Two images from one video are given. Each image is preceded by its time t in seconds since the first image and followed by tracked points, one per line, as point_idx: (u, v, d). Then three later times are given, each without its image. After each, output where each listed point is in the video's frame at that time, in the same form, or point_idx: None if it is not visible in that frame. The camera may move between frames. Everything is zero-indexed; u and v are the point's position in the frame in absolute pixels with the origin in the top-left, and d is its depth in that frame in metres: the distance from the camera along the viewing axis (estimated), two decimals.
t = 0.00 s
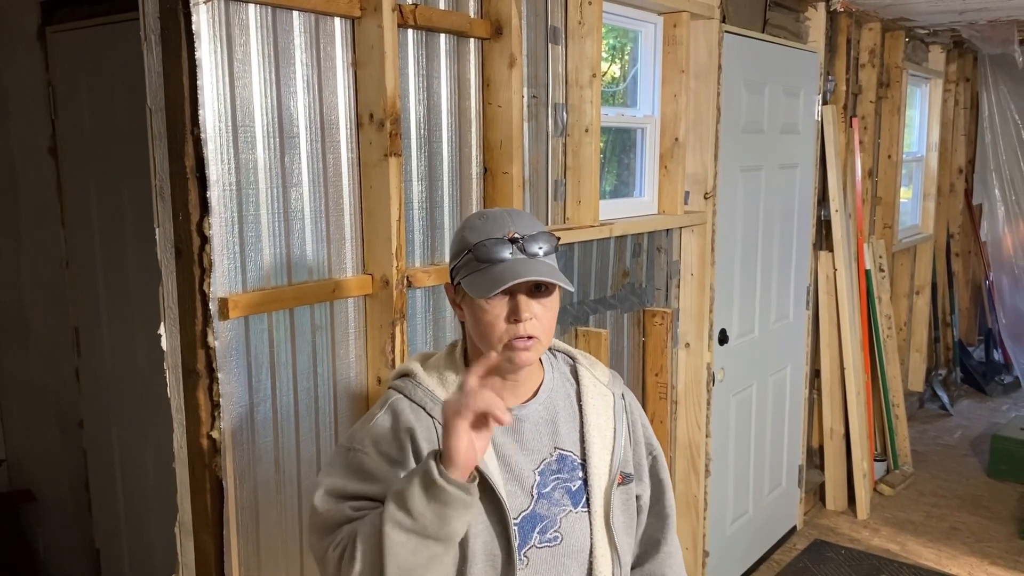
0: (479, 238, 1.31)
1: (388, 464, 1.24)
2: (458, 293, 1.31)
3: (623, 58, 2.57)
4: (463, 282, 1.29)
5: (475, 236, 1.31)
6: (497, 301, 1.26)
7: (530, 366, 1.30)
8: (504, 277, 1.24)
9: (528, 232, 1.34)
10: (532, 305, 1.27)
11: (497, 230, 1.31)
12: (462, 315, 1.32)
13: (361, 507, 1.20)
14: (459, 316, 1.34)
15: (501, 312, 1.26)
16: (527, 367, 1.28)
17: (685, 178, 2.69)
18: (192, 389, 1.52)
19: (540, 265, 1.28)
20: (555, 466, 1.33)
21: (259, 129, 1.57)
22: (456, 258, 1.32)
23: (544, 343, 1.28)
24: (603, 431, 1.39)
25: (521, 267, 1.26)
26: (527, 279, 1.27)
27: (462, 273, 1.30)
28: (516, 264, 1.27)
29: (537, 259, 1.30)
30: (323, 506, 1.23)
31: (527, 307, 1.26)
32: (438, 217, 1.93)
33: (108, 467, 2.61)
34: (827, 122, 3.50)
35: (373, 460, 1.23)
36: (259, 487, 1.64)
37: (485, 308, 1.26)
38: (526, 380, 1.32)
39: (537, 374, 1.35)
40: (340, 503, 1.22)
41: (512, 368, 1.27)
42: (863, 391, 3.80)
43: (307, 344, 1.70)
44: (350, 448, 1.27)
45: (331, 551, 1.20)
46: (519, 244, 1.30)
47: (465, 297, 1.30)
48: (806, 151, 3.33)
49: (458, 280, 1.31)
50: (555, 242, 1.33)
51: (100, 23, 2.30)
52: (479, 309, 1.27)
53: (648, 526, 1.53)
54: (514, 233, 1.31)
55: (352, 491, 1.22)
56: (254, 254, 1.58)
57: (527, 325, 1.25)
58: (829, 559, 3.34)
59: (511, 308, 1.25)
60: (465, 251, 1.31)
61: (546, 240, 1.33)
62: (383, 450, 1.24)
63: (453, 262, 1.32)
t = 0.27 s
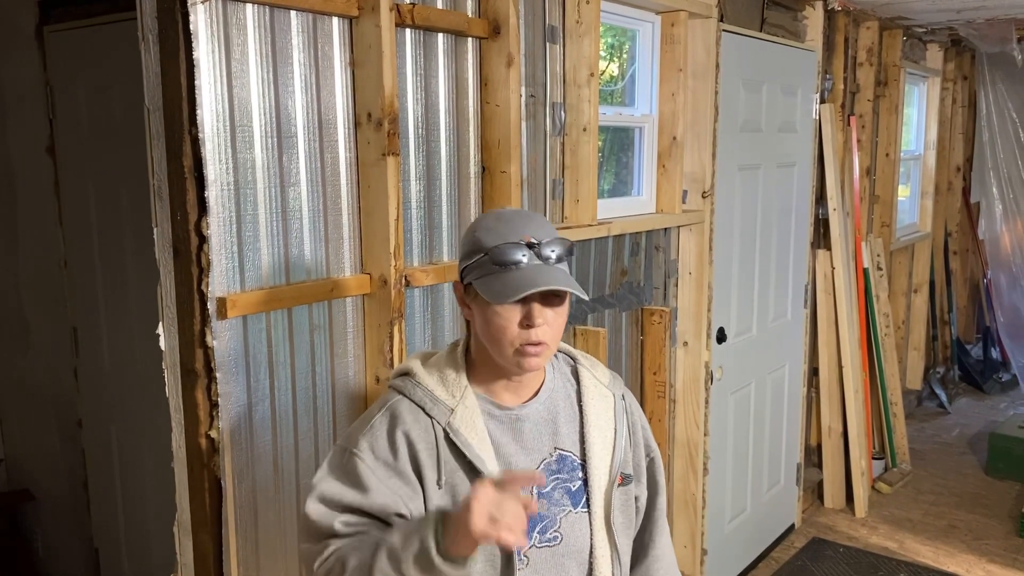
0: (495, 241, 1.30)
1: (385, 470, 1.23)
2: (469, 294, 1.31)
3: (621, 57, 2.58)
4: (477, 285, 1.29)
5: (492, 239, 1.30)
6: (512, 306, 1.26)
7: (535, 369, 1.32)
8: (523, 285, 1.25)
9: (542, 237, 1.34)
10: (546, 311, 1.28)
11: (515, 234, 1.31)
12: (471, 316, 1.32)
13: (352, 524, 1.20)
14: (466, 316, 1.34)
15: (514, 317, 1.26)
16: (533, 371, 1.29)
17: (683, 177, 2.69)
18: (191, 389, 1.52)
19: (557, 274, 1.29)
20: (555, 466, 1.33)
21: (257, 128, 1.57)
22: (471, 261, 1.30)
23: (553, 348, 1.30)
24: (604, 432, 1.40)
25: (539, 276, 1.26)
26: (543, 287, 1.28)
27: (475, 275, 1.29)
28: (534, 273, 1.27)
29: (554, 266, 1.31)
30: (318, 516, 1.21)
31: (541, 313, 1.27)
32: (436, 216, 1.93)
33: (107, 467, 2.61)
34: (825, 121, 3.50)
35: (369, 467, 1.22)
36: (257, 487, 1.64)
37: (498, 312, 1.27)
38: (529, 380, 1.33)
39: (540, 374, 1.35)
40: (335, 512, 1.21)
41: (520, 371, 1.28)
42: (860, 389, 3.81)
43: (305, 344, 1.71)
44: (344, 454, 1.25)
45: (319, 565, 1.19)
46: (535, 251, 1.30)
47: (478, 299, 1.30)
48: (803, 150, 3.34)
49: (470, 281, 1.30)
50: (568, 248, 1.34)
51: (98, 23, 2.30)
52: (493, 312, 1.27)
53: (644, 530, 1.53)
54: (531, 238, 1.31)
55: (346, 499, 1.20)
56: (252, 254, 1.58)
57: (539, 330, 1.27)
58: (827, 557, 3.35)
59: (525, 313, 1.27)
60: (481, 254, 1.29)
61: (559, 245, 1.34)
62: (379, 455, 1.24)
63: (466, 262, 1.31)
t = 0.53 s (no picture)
0: (517, 242, 1.29)
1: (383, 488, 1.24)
2: (484, 293, 1.30)
3: (620, 55, 2.57)
4: (494, 284, 1.27)
5: (516, 240, 1.29)
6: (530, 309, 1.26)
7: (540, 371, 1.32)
8: (545, 291, 1.24)
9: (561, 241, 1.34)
10: (563, 317, 1.28)
11: (537, 236, 1.30)
12: (483, 314, 1.31)
13: (348, 542, 1.25)
14: (476, 313, 1.33)
15: (531, 320, 1.26)
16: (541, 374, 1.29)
17: (682, 175, 2.69)
18: (191, 387, 1.52)
19: (577, 281, 1.29)
20: (556, 467, 1.33)
21: (256, 127, 1.57)
22: (494, 259, 1.28)
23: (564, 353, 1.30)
24: (605, 432, 1.40)
25: (561, 282, 1.26)
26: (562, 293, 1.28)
27: (493, 274, 1.28)
28: (556, 279, 1.27)
29: (575, 273, 1.32)
30: (315, 531, 1.26)
31: (557, 319, 1.27)
32: (435, 214, 1.93)
33: (107, 466, 2.61)
34: (824, 118, 3.50)
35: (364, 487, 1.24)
36: (257, 485, 1.64)
37: (515, 314, 1.26)
38: (533, 380, 1.33)
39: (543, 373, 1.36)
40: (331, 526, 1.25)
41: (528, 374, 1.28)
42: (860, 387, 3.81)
43: (305, 343, 1.71)
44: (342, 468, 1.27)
45: None
46: (556, 255, 1.30)
47: (495, 297, 1.28)
48: (803, 148, 3.34)
49: (487, 280, 1.29)
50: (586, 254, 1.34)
51: (96, 21, 2.30)
52: (510, 311, 1.26)
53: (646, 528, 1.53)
54: (553, 242, 1.31)
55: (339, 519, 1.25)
56: (252, 252, 1.59)
57: (554, 335, 1.27)
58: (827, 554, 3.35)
59: (542, 317, 1.26)
60: (505, 254, 1.28)
61: (578, 250, 1.34)
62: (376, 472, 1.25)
63: (484, 260, 1.30)
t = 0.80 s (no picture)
0: (512, 238, 1.29)
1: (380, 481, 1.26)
2: (480, 289, 1.29)
3: (620, 51, 2.57)
4: (490, 281, 1.27)
5: (511, 236, 1.29)
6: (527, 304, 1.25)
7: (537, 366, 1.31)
8: (543, 285, 1.24)
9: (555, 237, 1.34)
10: (560, 311, 1.28)
11: (531, 232, 1.30)
12: (478, 311, 1.30)
13: (348, 537, 1.26)
14: (472, 310, 1.32)
15: (528, 315, 1.25)
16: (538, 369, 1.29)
17: (682, 171, 2.69)
18: (190, 383, 1.52)
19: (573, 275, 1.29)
20: (553, 462, 1.33)
21: (255, 123, 1.57)
22: (488, 255, 1.28)
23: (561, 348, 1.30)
24: (602, 428, 1.39)
25: (558, 276, 1.26)
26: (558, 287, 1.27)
27: (489, 271, 1.27)
28: (552, 273, 1.27)
29: (570, 267, 1.32)
30: (315, 525, 1.27)
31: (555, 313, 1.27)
32: (435, 210, 1.93)
33: (107, 463, 2.61)
34: (824, 115, 3.50)
35: (362, 480, 1.25)
36: (256, 482, 1.64)
37: (512, 309, 1.25)
38: (530, 375, 1.33)
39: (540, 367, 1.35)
40: (331, 521, 1.27)
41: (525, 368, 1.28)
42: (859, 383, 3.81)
43: (304, 339, 1.71)
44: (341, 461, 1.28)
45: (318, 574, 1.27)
46: (551, 250, 1.30)
47: (490, 292, 1.28)
48: (802, 144, 3.33)
49: (482, 277, 1.28)
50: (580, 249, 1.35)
51: (96, 18, 2.30)
52: (506, 307, 1.26)
53: (646, 522, 1.52)
54: (547, 237, 1.31)
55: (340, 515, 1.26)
56: (251, 248, 1.58)
57: (551, 330, 1.26)
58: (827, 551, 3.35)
59: (539, 312, 1.26)
60: (499, 250, 1.28)
61: (573, 245, 1.34)
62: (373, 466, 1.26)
63: (479, 257, 1.29)
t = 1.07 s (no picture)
0: (513, 220, 1.30)
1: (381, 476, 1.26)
2: (486, 275, 1.29)
3: (620, 48, 2.57)
4: (499, 264, 1.27)
5: (512, 218, 1.30)
6: (540, 280, 1.27)
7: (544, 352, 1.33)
8: (554, 257, 1.26)
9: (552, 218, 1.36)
10: (569, 286, 1.30)
11: (530, 212, 1.32)
12: (485, 298, 1.30)
13: (350, 532, 1.26)
14: (475, 300, 1.32)
15: (541, 292, 1.27)
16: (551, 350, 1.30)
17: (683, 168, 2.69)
18: (192, 381, 1.52)
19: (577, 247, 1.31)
20: (554, 455, 1.33)
21: (256, 120, 1.57)
22: (492, 240, 1.28)
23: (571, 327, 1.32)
24: (602, 421, 1.40)
25: (565, 248, 1.28)
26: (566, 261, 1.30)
27: (496, 254, 1.27)
28: (559, 245, 1.28)
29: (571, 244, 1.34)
30: (317, 521, 1.27)
31: (566, 288, 1.29)
32: (435, 207, 1.93)
33: (108, 460, 2.62)
34: (824, 111, 3.50)
35: (363, 475, 1.25)
36: (258, 478, 1.65)
37: (525, 288, 1.26)
38: (532, 367, 1.34)
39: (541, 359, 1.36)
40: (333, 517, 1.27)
41: (540, 348, 1.29)
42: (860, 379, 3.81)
43: (305, 335, 1.71)
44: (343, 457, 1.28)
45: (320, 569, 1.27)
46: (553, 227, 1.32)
47: (499, 274, 1.28)
48: (803, 141, 3.33)
49: (488, 261, 1.28)
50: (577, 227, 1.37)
51: (96, 15, 2.30)
52: (518, 287, 1.27)
53: (644, 517, 1.52)
54: (546, 217, 1.33)
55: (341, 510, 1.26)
56: (252, 245, 1.59)
57: (564, 304, 1.28)
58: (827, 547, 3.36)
59: (552, 287, 1.28)
60: (502, 233, 1.28)
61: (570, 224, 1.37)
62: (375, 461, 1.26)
63: (482, 244, 1.29)
